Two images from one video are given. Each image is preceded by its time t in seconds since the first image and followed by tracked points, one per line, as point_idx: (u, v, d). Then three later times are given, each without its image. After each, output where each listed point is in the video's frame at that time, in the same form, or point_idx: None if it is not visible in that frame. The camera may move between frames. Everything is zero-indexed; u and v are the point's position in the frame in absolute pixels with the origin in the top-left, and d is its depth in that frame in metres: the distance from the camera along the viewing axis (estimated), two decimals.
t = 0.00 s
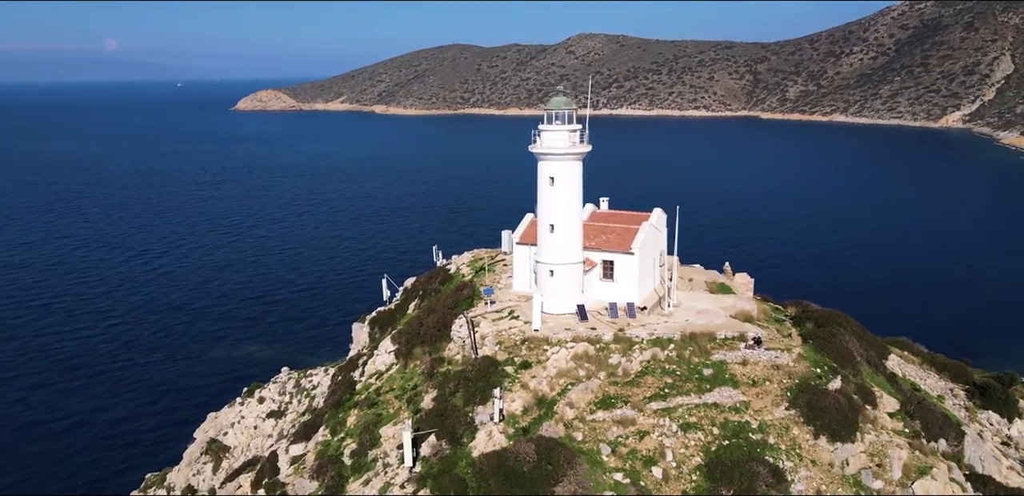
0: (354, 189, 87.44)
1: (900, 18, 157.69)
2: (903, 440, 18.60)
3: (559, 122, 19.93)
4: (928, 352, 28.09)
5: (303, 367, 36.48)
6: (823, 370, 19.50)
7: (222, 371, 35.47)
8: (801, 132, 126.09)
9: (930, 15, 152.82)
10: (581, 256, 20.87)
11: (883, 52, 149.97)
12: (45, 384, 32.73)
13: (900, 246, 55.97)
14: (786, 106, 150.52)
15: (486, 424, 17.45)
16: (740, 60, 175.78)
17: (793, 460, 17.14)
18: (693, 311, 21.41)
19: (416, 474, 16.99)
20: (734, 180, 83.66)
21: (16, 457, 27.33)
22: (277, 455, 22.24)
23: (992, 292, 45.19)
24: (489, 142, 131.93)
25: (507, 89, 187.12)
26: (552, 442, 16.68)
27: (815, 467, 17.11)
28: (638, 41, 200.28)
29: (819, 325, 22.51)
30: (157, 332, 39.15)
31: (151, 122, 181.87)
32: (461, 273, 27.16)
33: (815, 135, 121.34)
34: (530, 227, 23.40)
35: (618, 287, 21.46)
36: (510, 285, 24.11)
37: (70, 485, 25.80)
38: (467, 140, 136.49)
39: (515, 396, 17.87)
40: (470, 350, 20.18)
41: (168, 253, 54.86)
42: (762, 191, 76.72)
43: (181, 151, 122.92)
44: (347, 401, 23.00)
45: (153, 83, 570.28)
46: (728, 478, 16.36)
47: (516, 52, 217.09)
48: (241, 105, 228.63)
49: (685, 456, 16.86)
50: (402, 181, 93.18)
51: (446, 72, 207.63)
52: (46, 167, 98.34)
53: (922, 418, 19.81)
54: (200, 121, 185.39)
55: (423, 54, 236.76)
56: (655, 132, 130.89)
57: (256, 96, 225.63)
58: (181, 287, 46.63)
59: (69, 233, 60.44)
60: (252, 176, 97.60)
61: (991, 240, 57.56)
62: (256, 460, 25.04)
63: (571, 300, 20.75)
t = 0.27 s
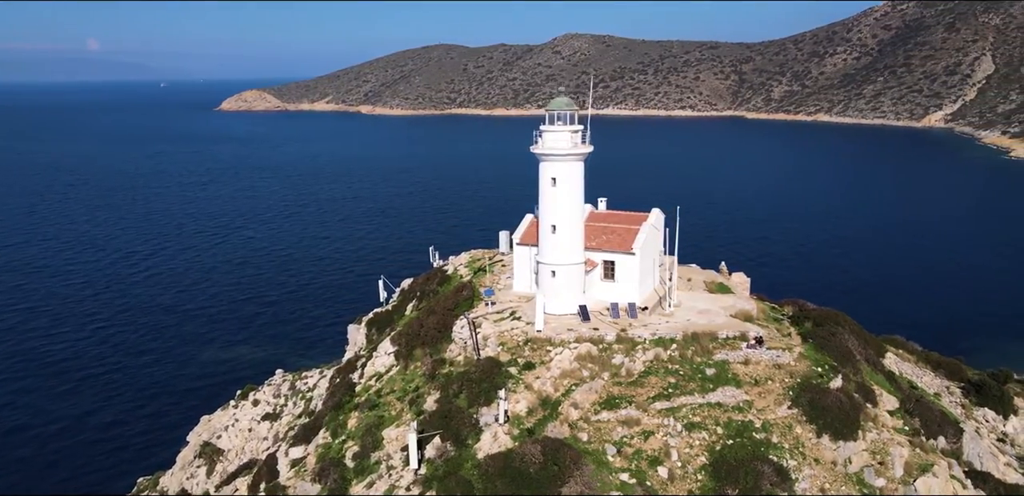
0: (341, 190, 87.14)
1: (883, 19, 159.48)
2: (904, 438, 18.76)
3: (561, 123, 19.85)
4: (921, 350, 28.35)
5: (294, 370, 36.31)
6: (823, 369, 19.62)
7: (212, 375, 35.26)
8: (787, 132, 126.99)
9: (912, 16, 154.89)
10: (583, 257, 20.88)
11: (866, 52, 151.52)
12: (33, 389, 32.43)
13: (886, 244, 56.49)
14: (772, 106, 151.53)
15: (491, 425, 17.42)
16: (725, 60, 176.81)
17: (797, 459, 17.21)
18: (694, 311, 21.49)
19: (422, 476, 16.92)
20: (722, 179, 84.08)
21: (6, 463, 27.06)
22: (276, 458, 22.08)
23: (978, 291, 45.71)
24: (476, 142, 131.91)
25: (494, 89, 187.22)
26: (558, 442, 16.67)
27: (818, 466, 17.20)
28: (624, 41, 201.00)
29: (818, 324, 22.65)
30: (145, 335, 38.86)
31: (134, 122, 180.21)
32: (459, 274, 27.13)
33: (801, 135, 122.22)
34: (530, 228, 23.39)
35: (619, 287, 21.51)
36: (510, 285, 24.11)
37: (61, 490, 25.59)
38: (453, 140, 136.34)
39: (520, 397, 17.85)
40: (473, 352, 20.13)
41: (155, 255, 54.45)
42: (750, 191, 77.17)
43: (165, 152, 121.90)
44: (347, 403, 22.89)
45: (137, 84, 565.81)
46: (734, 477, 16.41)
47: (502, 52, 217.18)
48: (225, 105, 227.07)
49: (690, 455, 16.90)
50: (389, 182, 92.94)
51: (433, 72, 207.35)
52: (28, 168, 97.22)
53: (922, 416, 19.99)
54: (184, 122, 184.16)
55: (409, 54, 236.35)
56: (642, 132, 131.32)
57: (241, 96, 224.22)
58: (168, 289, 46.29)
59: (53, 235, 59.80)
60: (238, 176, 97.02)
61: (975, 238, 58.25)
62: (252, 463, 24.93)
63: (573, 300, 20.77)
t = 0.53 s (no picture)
0: (329, 190, 86.82)
1: (866, 20, 161.06)
2: (904, 436, 18.91)
3: (563, 123, 19.83)
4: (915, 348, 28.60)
5: (286, 372, 36.12)
6: (824, 368, 19.75)
7: (202, 378, 35.00)
8: (773, 132, 127.83)
9: (894, 16, 156.74)
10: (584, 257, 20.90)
11: (850, 52, 152.97)
12: (21, 394, 32.12)
13: (873, 243, 57.03)
14: (757, 105, 152.51)
15: (496, 427, 17.39)
16: (711, 60, 177.75)
17: (801, 457, 17.32)
18: (695, 311, 21.55)
19: (428, 478, 16.85)
20: (709, 179, 84.45)
21: None
22: (276, 461, 21.93)
23: (964, 291, 46.25)
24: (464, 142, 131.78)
25: (480, 89, 187.30)
26: (564, 443, 16.67)
27: (822, 464, 17.30)
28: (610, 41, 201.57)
29: (817, 323, 22.79)
30: (132, 339, 38.52)
31: (117, 122, 178.42)
32: (457, 275, 27.07)
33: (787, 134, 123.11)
34: (530, 229, 23.37)
35: (621, 287, 21.54)
36: (510, 286, 24.09)
37: None
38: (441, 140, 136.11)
39: (524, 398, 17.84)
40: (475, 353, 20.09)
41: (140, 257, 53.94)
42: (738, 190, 77.62)
43: (149, 152, 120.85)
44: (347, 405, 22.79)
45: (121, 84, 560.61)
46: (739, 476, 16.47)
47: (489, 52, 217.17)
48: (209, 106, 225.46)
49: (694, 455, 16.95)
50: (377, 182, 92.68)
51: (419, 72, 206.77)
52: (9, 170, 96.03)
53: (921, 414, 20.17)
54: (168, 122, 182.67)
55: (395, 54, 235.79)
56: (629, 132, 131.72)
57: (226, 96, 222.70)
58: (156, 291, 45.92)
59: (37, 237, 59.14)
60: (223, 177, 96.41)
61: (959, 237, 58.94)
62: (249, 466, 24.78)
63: (575, 301, 20.79)
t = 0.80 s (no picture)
0: (317, 191, 86.53)
1: (851, 21, 162.39)
2: (904, 434, 19.05)
3: (564, 124, 19.85)
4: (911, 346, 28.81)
5: (278, 374, 35.98)
6: (825, 366, 19.86)
7: (193, 381, 34.77)
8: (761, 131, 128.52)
9: (879, 17, 158.70)
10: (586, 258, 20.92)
11: (836, 53, 154.17)
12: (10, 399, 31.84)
13: (862, 242, 57.48)
14: (743, 105, 153.34)
15: (500, 428, 17.37)
16: (698, 60, 178.50)
17: (803, 456, 17.41)
18: (695, 311, 21.63)
19: (432, 479, 16.80)
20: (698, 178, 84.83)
21: None
22: (275, 463, 21.81)
23: (953, 289, 46.72)
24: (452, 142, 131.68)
25: (468, 89, 187.27)
26: (568, 444, 16.67)
27: (824, 462, 17.40)
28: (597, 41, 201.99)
29: (816, 322, 22.91)
30: (121, 341, 38.23)
31: (102, 123, 176.85)
32: (456, 275, 27.04)
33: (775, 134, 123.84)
34: (530, 229, 23.39)
35: (622, 287, 21.59)
36: (510, 287, 24.09)
37: None
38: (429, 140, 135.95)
39: (528, 400, 17.84)
40: (477, 354, 20.08)
41: (127, 259, 53.52)
42: (727, 190, 77.98)
43: (135, 153, 119.94)
44: (348, 407, 22.72)
45: (105, 84, 555.68)
46: (743, 476, 16.53)
47: (476, 52, 217.06)
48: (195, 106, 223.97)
49: (698, 455, 17.01)
50: (366, 183, 92.50)
51: (406, 72, 206.38)
52: None
53: (920, 412, 20.32)
54: (154, 123, 181.37)
55: (383, 54, 235.17)
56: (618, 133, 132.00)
57: (212, 97, 221.33)
58: (144, 293, 45.58)
59: (22, 239, 58.56)
60: (210, 178, 95.82)
61: (946, 235, 59.59)
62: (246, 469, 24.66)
63: (576, 301, 20.82)
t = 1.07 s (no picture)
0: (304, 192, 86.21)
1: (834, 21, 163.95)
2: (904, 432, 19.22)
3: (567, 125, 19.92)
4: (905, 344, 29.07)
5: (270, 376, 35.80)
6: (825, 365, 20.00)
7: (183, 385, 34.51)
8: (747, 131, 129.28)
9: (861, 17, 160.45)
10: (587, 258, 20.98)
11: (819, 53, 155.53)
12: None
13: (850, 241, 58.02)
14: (728, 105, 154.26)
15: (505, 429, 17.35)
16: (683, 60, 179.37)
17: (806, 454, 17.52)
18: (695, 311, 21.72)
19: (437, 482, 16.76)
20: (686, 178, 85.23)
21: None
22: (275, 465, 21.67)
23: (940, 287, 47.28)
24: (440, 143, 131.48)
25: (454, 89, 187.22)
26: (573, 444, 16.67)
27: (827, 460, 17.54)
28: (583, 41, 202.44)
29: (815, 322, 23.04)
30: (109, 345, 37.86)
31: (83, 124, 174.86)
32: (454, 277, 27.01)
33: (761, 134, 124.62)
34: (530, 230, 23.40)
35: (623, 288, 21.66)
36: (509, 288, 24.09)
37: None
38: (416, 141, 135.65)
39: (532, 400, 17.85)
40: (479, 355, 20.05)
41: (113, 261, 53.01)
42: (715, 190, 78.40)
43: (118, 154, 118.80)
44: (348, 410, 22.60)
45: (85, 84, 549.08)
46: (748, 475, 16.61)
47: (462, 52, 216.90)
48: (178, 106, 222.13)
49: (703, 454, 17.07)
50: (353, 183, 92.13)
51: (391, 72, 205.78)
52: None
53: (918, 410, 20.51)
54: (136, 123, 179.71)
55: (368, 54, 234.41)
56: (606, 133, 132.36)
57: (196, 97, 219.57)
58: (131, 295, 45.15)
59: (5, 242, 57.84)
60: (195, 179, 95.12)
61: (932, 234, 60.29)
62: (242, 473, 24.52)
63: (577, 302, 20.86)
